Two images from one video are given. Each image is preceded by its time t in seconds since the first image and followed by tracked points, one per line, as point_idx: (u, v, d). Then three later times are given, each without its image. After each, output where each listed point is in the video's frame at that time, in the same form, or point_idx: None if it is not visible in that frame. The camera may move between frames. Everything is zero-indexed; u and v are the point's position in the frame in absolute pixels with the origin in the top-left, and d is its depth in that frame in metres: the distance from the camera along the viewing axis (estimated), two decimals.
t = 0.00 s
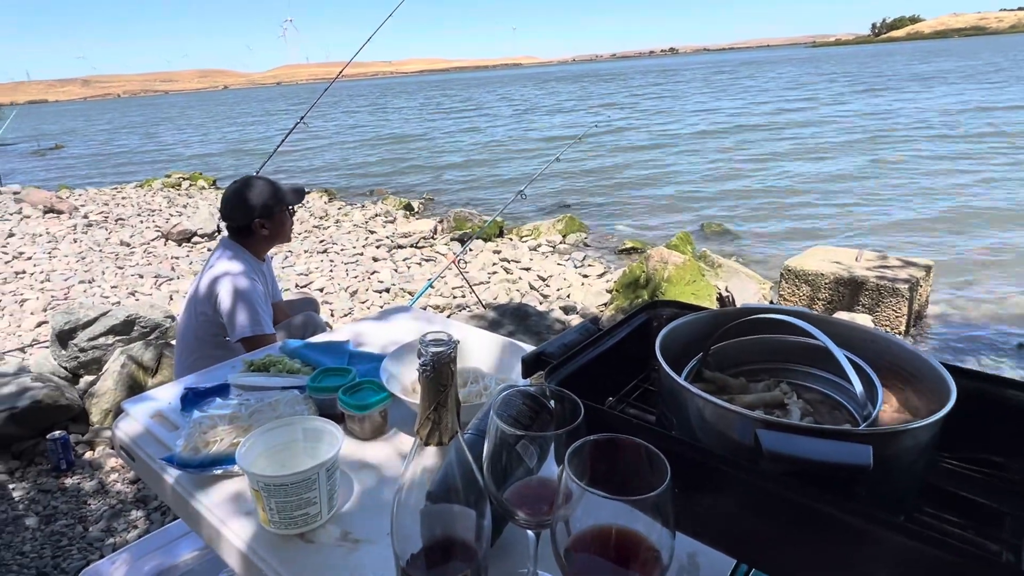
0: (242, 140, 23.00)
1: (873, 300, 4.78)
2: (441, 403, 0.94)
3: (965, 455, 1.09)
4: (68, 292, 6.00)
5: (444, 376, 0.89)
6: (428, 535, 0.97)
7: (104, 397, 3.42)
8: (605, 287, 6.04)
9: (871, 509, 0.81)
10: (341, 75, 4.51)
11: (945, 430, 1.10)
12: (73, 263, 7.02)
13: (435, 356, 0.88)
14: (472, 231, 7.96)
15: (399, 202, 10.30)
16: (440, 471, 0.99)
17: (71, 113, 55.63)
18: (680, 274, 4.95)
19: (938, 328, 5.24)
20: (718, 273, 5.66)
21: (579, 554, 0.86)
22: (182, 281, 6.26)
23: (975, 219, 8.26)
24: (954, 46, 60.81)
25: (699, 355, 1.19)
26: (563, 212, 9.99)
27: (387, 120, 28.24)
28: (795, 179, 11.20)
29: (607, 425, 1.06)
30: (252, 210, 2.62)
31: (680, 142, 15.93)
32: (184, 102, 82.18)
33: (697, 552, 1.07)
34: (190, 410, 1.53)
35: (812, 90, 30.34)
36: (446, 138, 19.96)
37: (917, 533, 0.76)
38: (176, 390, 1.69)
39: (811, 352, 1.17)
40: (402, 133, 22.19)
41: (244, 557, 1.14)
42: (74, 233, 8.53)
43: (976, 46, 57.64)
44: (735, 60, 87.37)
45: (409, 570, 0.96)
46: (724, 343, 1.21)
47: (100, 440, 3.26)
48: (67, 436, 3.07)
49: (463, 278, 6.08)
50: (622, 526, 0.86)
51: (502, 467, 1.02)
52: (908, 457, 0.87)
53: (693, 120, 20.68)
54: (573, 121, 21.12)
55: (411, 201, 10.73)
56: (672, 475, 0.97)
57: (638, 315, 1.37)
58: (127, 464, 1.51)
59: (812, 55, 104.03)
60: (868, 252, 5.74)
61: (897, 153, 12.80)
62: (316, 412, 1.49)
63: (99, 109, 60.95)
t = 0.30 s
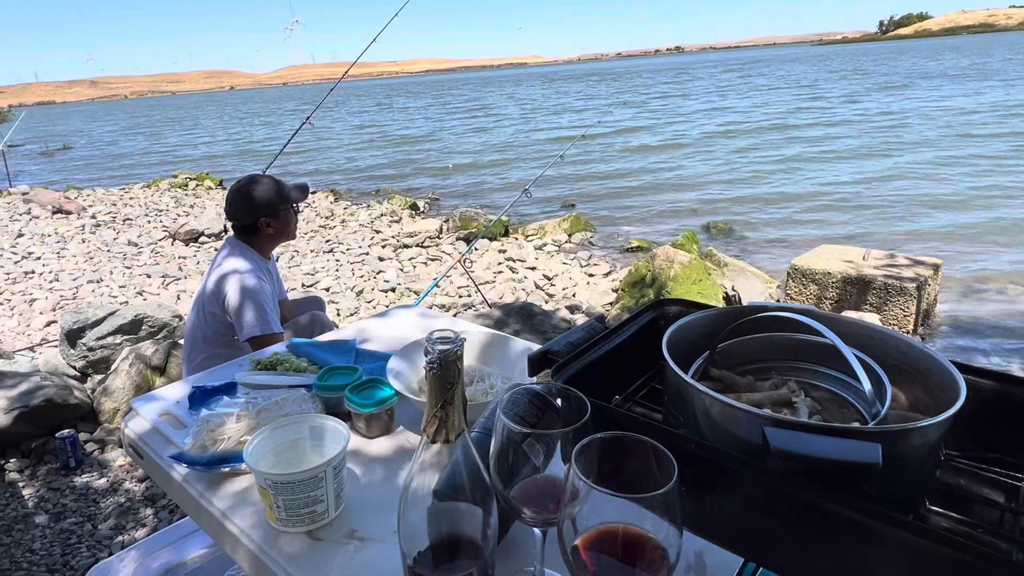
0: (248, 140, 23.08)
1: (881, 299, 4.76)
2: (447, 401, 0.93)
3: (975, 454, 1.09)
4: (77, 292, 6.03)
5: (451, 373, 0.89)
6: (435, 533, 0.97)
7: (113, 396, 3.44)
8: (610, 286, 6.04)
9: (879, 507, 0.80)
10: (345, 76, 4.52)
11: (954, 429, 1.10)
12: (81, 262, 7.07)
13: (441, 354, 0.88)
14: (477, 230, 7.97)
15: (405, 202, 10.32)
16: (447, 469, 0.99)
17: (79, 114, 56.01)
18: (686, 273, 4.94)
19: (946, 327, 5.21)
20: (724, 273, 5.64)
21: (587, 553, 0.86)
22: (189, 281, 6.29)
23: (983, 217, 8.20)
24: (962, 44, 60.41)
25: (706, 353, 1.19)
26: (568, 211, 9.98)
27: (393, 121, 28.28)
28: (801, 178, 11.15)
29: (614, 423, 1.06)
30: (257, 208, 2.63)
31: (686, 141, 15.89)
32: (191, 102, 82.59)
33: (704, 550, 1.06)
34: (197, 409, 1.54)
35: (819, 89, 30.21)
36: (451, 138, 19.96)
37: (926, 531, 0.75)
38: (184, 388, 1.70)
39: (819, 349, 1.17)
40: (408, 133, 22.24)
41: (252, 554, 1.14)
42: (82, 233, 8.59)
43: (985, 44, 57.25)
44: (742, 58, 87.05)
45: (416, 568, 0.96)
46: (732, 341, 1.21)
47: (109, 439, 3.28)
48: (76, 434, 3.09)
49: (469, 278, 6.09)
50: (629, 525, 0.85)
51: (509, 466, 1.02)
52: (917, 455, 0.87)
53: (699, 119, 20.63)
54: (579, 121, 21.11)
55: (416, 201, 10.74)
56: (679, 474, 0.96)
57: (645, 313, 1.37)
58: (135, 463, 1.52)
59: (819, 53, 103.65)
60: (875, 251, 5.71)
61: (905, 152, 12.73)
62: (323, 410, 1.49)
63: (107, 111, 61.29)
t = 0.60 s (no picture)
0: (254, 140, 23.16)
1: (888, 299, 4.73)
2: (453, 403, 0.93)
3: (982, 455, 1.08)
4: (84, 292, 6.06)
5: (456, 374, 0.89)
6: (439, 534, 0.98)
7: (120, 395, 3.45)
8: (615, 285, 6.04)
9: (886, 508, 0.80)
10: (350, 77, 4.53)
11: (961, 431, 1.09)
12: (89, 262, 7.11)
13: (447, 354, 0.87)
14: (482, 229, 7.98)
15: (410, 201, 10.33)
16: (453, 470, 0.98)
17: (86, 115, 56.33)
18: (691, 272, 4.93)
19: (954, 327, 5.18)
20: (729, 272, 5.63)
21: (593, 554, 0.86)
22: (195, 280, 6.31)
23: (992, 216, 8.15)
24: (969, 42, 60.08)
25: (711, 354, 1.18)
26: (573, 211, 9.98)
27: (398, 120, 28.32)
28: (808, 177, 11.12)
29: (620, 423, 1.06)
30: (262, 206, 2.64)
31: (691, 140, 15.85)
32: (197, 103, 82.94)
33: (710, 551, 1.06)
34: (204, 409, 1.54)
35: (825, 87, 30.10)
36: (456, 137, 19.98)
37: (932, 532, 0.75)
38: (191, 388, 1.70)
39: (825, 350, 1.16)
40: (413, 132, 22.27)
41: (258, 554, 1.15)
42: (89, 233, 8.63)
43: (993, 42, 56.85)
44: (747, 57, 86.84)
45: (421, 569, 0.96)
46: (738, 342, 1.20)
47: (116, 438, 3.29)
48: (83, 433, 3.10)
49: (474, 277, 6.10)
50: (634, 526, 0.85)
51: (514, 466, 1.02)
52: (925, 457, 0.86)
53: (704, 118, 20.58)
54: (583, 120, 21.09)
55: (421, 201, 10.75)
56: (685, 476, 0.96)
57: (651, 313, 1.36)
58: (143, 462, 1.53)
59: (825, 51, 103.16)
60: (881, 250, 5.69)
61: (911, 151, 12.67)
62: (328, 409, 1.49)
63: (113, 111, 61.63)
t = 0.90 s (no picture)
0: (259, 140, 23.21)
1: (893, 298, 4.71)
2: (457, 401, 0.93)
3: (992, 456, 1.07)
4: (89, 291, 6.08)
5: (460, 373, 0.88)
6: (444, 533, 0.97)
7: (125, 394, 3.46)
8: (619, 284, 6.03)
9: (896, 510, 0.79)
10: (354, 76, 4.53)
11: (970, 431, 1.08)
12: (94, 262, 7.13)
13: (451, 353, 0.87)
14: (486, 229, 7.97)
15: (414, 201, 10.34)
16: (457, 469, 0.98)
17: (93, 116, 56.56)
18: (696, 272, 4.91)
19: (961, 327, 5.15)
20: (734, 271, 5.60)
21: (598, 554, 0.85)
22: (199, 280, 6.32)
23: (999, 215, 8.10)
24: (976, 40, 59.79)
25: (717, 354, 1.17)
26: (577, 210, 9.96)
27: (402, 120, 28.34)
28: (813, 176, 11.07)
29: (626, 423, 1.05)
30: (274, 203, 2.65)
31: (696, 139, 15.81)
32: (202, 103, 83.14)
33: (716, 552, 1.05)
34: (209, 407, 1.54)
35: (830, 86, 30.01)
36: (460, 137, 19.98)
37: (944, 534, 0.74)
38: (197, 386, 1.70)
39: (833, 349, 1.15)
40: (417, 132, 22.28)
41: (263, 553, 1.15)
42: (94, 233, 8.65)
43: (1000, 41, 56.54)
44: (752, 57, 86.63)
45: (425, 568, 0.95)
46: (745, 341, 1.19)
47: (121, 437, 3.30)
48: (88, 432, 3.11)
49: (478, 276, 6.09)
50: (640, 526, 0.84)
51: (519, 465, 1.01)
52: (935, 457, 0.85)
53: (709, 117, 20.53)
54: (587, 119, 21.05)
55: (425, 200, 10.75)
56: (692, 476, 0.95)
57: (656, 312, 1.35)
58: (147, 460, 1.53)
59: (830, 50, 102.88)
60: (888, 250, 5.65)
61: (917, 150, 12.61)
62: (332, 409, 1.49)
63: (119, 111, 61.86)
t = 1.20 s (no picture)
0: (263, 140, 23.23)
1: (899, 298, 4.69)
2: (458, 401, 0.92)
3: (1002, 459, 1.05)
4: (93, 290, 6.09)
5: (462, 372, 0.87)
6: (446, 534, 0.96)
7: (128, 392, 3.45)
8: (623, 284, 6.01)
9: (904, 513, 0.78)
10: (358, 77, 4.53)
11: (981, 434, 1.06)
12: (98, 261, 7.13)
13: (453, 351, 0.86)
14: (490, 228, 7.96)
15: (417, 200, 10.33)
16: (458, 469, 0.96)
17: (97, 116, 56.68)
18: (700, 271, 4.90)
19: (967, 328, 5.11)
20: (738, 272, 5.58)
21: (600, 556, 0.84)
22: (203, 279, 6.32)
23: (1005, 215, 8.05)
24: (982, 40, 59.52)
25: (721, 354, 1.16)
26: (580, 210, 9.93)
27: (406, 120, 28.35)
28: (817, 176, 11.03)
29: (629, 423, 1.04)
30: (282, 202, 2.65)
31: (700, 139, 15.76)
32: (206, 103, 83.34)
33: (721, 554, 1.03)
34: (210, 406, 1.54)
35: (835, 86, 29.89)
36: (463, 137, 19.98)
37: (953, 537, 0.73)
38: (198, 384, 1.70)
39: (839, 349, 1.14)
40: (421, 132, 22.29)
41: (264, 552, 1.13)
42: (99, 232, 8.68)
43: (1007, 40, 56.25)
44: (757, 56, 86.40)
45: (425, 571, 0.94)
46: (750, 340, 1.18)
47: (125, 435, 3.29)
48: (92, 430, 3.11)
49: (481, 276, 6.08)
50: (644, 528, 0.83)
51: (521, 466, 1.00)
52: (945, 459, 0.84)
53: (713, 117, 20.48)
54: (591, 119, 21.01)
55: (428, 200, 10.73)
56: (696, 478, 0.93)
57: (659, 312, 1.34)
58: (148, 459, 1.52)
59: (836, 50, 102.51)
60: (893, 250, 5.62)
61: (922, 149, 12.55)
62: (334, 408, 1.48)
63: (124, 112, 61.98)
